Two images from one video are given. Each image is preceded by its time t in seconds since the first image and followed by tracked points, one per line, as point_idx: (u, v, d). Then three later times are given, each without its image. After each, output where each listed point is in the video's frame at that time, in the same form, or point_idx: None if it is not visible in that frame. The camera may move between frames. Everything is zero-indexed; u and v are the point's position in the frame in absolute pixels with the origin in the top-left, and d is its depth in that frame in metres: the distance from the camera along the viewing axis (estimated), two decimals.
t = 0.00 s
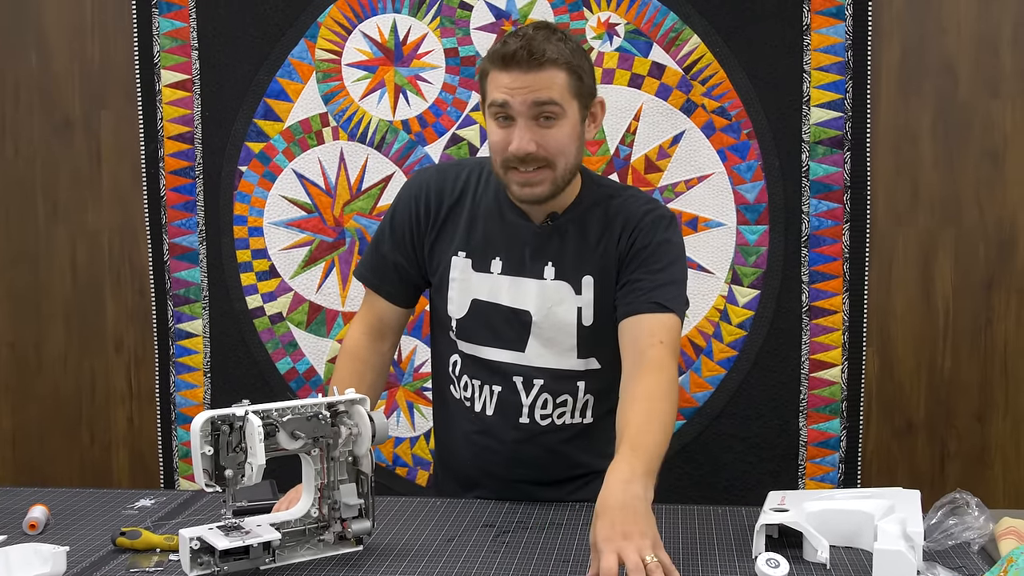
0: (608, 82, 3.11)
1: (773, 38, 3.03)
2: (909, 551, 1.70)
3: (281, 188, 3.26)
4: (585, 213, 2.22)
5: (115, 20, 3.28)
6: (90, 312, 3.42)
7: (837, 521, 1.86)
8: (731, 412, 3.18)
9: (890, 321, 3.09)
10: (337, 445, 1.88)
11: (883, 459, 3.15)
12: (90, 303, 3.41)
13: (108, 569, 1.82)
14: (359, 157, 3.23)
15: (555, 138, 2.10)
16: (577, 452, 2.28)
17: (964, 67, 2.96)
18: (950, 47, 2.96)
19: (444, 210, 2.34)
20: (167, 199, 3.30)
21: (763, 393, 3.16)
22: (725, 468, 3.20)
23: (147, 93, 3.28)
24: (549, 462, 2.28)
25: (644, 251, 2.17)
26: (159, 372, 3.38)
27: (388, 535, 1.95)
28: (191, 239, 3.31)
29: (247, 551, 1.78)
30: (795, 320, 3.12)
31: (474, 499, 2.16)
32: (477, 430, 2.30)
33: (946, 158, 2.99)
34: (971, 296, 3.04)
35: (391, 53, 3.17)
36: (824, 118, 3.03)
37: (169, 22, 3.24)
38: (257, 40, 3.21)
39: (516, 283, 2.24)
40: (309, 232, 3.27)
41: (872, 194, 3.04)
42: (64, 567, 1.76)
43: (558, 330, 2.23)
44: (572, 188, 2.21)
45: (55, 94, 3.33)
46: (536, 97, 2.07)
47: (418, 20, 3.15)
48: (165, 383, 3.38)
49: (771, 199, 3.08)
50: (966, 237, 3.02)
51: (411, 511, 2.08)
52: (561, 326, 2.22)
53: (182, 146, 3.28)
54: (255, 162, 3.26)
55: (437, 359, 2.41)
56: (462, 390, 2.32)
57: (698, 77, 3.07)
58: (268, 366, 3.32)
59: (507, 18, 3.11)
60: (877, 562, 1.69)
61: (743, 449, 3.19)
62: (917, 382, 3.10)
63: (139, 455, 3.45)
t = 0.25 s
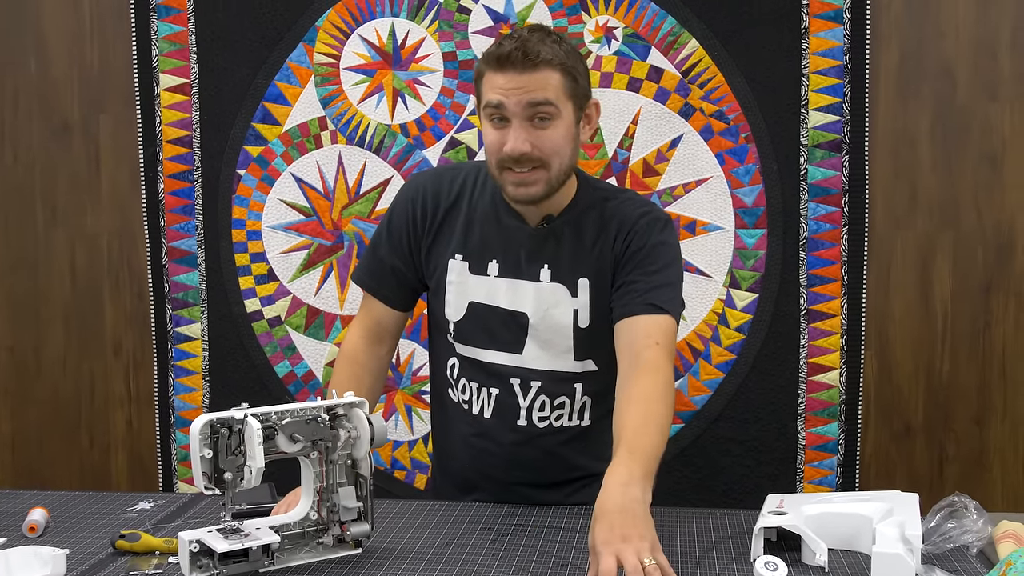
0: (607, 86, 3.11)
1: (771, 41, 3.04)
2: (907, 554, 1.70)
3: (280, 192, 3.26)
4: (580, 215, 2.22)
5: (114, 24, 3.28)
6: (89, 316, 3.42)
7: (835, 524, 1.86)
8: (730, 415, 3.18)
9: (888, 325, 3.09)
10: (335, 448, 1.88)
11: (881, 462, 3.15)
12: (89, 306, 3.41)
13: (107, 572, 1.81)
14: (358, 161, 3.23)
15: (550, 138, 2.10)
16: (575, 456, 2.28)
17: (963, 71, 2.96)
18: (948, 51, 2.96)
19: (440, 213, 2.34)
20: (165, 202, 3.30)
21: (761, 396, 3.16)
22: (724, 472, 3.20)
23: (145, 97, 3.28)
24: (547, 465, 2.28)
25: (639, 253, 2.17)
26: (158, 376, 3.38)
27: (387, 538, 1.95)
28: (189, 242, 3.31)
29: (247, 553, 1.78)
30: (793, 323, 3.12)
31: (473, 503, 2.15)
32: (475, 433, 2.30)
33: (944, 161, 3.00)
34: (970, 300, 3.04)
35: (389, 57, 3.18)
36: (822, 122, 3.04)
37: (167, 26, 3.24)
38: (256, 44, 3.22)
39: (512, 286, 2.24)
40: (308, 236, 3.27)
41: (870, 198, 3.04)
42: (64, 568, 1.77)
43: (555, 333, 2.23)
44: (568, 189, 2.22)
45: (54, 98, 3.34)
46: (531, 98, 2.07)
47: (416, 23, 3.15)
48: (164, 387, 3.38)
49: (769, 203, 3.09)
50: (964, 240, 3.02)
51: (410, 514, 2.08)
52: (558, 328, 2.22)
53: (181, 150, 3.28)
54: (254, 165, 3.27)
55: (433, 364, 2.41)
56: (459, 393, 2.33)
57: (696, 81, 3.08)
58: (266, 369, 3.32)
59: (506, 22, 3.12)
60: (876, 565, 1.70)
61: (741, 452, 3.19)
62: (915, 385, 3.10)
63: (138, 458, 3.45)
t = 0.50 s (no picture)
0: (606, 87, 3.11)
1: (771, 43, 3.04)
2: (908, 555, 1.70)
3: (280, 194, 3.27)
4: (576, 207, 2.24)
5: (114, 26, 3.28)
6: (90, 317, 3.42)
7: (836, 525, 1.85)
8: (730, 416, 3.18)
9: (888, 326, 3.10)
10: (336, 449, 1.88)
11: (881, 462, 3.15)
12: (90, 307, 3.41)
13: (108, 572, 1.81)
14: (357, 162, 3.23)
15: (557, 122, 2.12)
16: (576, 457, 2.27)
17: (963, 71, 2.97)
18: (947, 52, 2.97)
19: (438, 209, 2.34)
20: (166, 204, 3.31)
21: (761, 397, 3.16)
22: (724, 473, 3.20)
23: (146, 99, 3.28)
24: (548, 466, 2.28)
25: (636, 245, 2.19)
26: (158, 377, 3.38)
27: (387, 539, 1.95)
28: (190, 244, 3.31)
29: (248, 554, 1.77)
30: (793, 324, 3.12)
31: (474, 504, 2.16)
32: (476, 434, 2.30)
33: (944, 162, 3.00)
34: (970, 300, 3.05)
35: (389, 58, 3.18)
36: (822, 123, 3.04)
37: (168, 28, 3.24)
38: (256, 46, 3.22)
39: (513, 277, 2.25)
40: (307, 238, 3.27)
41: (870, 198, 3.05)
42: (66, 569, 1.77)
43: (555, 323, 2.24)
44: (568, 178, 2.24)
45: (55, 100, 3.34)
46: (541, 81, 2.09)
47: (416, 25, 3.16)
48: (165, 388, 3.38)
49: (769, 203, 3.09)
50: (964, 241, 3.03)
51: (411, 515, 2.08)
52: (557, 318, 2.23)
53: (181, 152, 3.28)
54: (254, 167, 3.27)
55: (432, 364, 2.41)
56: (458, 390, 2.32)
57: (696, 82, 3.09)
58: (267, 371, 3.32)
59: (505, 23, 3.12)
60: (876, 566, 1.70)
61: (742, 453, 3.19)
62: (915, 386, 3.10)
63: (138, 460, 3.45)
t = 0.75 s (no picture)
0: (606, 88, 3.12)
1: (770, 44, 3.05)
2: (908, 556, 1.70)
3: (280, 195, 3.27)
4: (577, 203, 2.26)
5: (115, 27, 3.29)
6: (91, 318, 3.42)
7: (836, 526, 1.85)
8: (730, 417, 3.18)
9: (888, 327, 3.10)
10: (337, 449, 1.88)
11: (881, 464, 3.15)
12: (91, 309, 3.42)
13: (110, 572, 1.82)
14: (357, 164, 3.24)
15: (545, 112, 2.17)
16: (576, 458, 2.28)
17: (963, 73, 2.97)
18: (947, 54, 2.97)
19: (439, 209, 2.36)
20: (166, 206, 3.31)
21: (761, 398, 3.16)
22: (724, 474, 3.20)
23: (146, 100, 3.29)
24: (548, 467, 2.28)
25: (645, 248, 2.22)
26: (159, 378, 3.39)
27: (388, 539, 1.95)
28: (190, 245, 3.31)
29: (249, 554, 1.77)
30: (793, 325, 3.13)
31: (475, 504, 2.16)
32: (477, 435, 2.30)
33: (944, 164, 3.00)
34: (970, 301, 3.05)
35: (389, 59, 3.18)
36: (822, 124, 3.05)
37: (168, 30, 3.25)
38: (256, 48, 3.22)
39: (513, 272, 2.26)
40: (307, 239, 3.27)
41: (869, 199, 3.05)
42: (68, 569, 1.77)
43: (555, 318, 2.24)
44: (563, 174, 2.26)
45: (55, 101, 3.34)
46: (528, 71, 2.16)
47: (416, 26, 3.16)
48: (165, 389, 3.38)
49: (769, 204, 3.09)
50: (964, 242, 3.03)
51: (412, 515, 2.08)
52: (557, 313, 2.24)
53: (181, 153, 3.28)
54: (254, 169, 3.27)
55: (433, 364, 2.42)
56: (457, 386, 2.32)
57: (696, 83, 3.09)
58: (267, 372, 3.32)
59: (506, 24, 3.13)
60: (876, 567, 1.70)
61: (742, 454, 3.19)
62: (915, 387, 3.11)
63: (139, 461, 3.45)
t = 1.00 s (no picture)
0: (607, 89, 3.12)
1: (771, 45, 3.05)
2: (910, 556, 1.70)
3: (282, 196, 3.27)
4: (581, 202, 2.28)
5: (116, 28, 3.29)
6: (92, 319, 3.42)
7: (837, 526, 1.85)
8: (731, 418, 3.18)
9: (889, 328, 3.10)
10: (340, 449, 1.88)
11: (882, 464, 3.15)
12: (92, 309, 3.42)
13: (112, 572, 1.82)
14: (359, 164, 3.24)
15: (548, 112, 2.19)
16: (578, 458, 2.28)
17: (964, 73, 2.97)
18: (948, 54, 2.97)
19: (444, 209, 2.36)
20: (168, 206, 3.31)
21: (763, 399, 3.17)
22: (725, 474, 3.21)
23: (148, 101, 3.29)
24: (550, 467, 2.28)
25: (649, 247, 2.25)
26: (160, 379, 3.39)
27: (390, 540, 1.95)
28: (191, 246, 3.31)
29: (252, 555, 1.77)
30: (794, 326, 3.13)
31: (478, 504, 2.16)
32: (478, 434, 2.30)
33: (945, 165, 3.00)
34: (971, 302, 3.05)
35: (390, 60, 3.19)
36: (823, 125, 3.05)
37: (170, 31, 3.25)
38: (258, 48, 3.23)
39: (520, 268, 2.27)
40: (309, 240, 3.28)
41: (870, 200, 3.05)
42: (71, 569, 1.78)
43: (562, 314, 2.26)
44: (567, 174, 2.28)
45: (56, 102, 3.34)
46: (531, 72, 2.17)
47: (417, 27, 3.16)
48: (167, 390, 3.39)
49: (770, 205, 3.10)
50: (965, 243, 3.03)
51: (414, 516, 2.08)
52: (564, 308, 2.26)
53: (183, 154, 3.29)
54: (255, 169, 3.27)
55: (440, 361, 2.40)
56: (464, 383, 2.31)
57: (697, 84, 3.09)
58: (269, 373, 3.32)
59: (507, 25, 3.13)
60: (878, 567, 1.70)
61: (743, 454, 3.19)
62: (916, 387, 3.11)
63: (140, 462, 3.45)
